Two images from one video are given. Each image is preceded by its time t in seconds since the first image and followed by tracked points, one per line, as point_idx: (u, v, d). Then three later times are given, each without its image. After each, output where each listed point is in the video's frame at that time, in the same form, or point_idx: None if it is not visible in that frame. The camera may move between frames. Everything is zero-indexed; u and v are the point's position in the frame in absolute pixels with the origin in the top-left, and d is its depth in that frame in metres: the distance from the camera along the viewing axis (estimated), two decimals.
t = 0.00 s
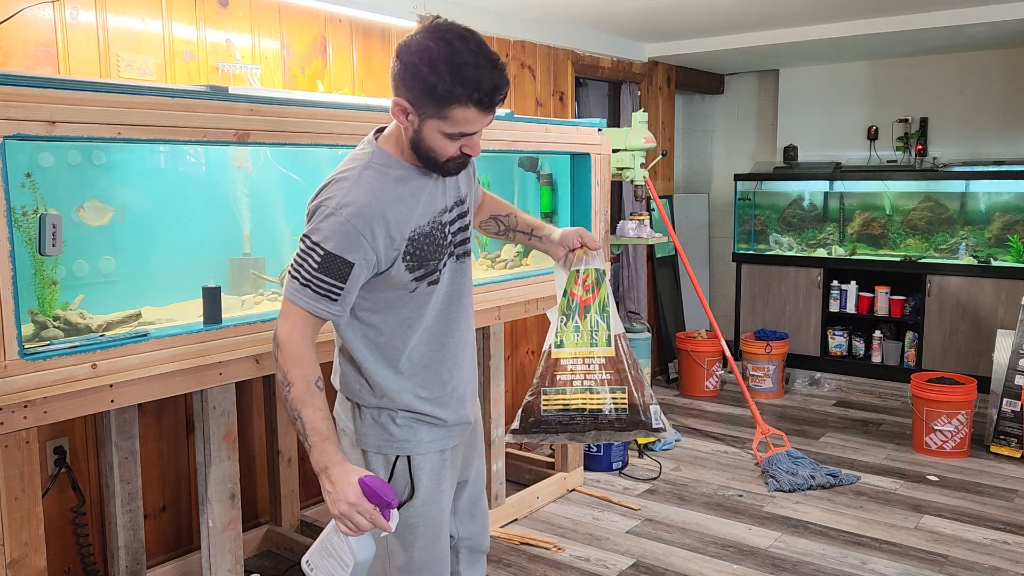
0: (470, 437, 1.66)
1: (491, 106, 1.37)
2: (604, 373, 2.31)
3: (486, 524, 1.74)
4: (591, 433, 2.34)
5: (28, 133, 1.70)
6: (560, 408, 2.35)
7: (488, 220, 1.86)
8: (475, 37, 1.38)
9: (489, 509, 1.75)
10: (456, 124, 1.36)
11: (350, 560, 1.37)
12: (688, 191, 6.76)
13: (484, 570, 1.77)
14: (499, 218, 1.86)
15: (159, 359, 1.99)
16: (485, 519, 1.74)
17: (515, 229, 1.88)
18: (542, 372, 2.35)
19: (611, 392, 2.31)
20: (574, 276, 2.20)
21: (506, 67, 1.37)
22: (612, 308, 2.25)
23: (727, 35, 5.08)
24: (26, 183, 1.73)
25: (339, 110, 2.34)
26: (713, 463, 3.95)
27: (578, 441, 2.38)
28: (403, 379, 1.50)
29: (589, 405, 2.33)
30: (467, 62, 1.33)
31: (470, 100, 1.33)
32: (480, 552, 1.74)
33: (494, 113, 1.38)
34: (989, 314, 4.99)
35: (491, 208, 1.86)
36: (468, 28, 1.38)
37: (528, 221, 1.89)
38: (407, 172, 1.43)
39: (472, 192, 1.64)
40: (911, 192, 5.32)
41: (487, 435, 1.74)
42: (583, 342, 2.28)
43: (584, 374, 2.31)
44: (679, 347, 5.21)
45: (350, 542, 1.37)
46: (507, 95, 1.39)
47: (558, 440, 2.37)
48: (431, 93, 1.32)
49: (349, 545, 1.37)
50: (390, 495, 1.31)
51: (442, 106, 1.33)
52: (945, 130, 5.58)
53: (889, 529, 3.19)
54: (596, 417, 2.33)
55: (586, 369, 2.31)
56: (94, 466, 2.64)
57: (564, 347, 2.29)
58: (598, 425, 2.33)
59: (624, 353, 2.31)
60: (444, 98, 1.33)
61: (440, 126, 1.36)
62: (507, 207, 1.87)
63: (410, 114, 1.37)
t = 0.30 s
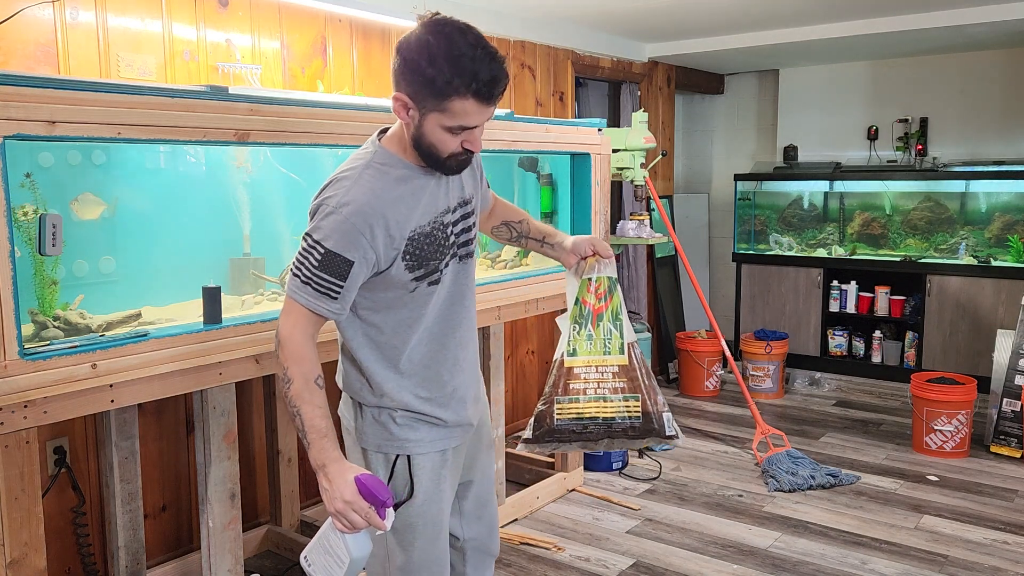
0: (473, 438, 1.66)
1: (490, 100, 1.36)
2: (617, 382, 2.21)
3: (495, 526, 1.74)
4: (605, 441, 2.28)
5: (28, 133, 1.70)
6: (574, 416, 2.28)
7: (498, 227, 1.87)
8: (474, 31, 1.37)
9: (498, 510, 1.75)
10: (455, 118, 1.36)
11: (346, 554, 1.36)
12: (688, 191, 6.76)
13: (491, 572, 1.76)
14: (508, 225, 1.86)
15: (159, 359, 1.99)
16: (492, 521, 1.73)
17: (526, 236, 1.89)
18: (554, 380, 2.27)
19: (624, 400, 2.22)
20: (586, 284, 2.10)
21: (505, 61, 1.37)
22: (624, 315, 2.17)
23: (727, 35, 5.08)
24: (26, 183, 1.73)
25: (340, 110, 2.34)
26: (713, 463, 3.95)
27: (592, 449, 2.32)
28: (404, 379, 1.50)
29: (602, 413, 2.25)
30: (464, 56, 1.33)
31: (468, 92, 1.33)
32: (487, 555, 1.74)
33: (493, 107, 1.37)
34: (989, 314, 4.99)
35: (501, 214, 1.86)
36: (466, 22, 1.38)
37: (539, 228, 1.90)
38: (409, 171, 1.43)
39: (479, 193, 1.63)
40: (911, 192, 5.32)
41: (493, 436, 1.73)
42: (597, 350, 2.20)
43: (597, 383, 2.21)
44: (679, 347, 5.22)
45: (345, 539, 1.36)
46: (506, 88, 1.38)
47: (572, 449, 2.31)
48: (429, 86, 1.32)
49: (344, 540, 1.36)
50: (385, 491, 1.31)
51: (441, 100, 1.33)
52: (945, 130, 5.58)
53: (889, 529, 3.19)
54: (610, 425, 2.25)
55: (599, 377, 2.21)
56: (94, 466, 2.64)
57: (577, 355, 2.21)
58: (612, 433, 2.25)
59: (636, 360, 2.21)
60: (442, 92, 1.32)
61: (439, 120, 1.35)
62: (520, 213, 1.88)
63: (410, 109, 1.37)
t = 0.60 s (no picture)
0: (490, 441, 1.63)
1: (496, 58, 1.36)
2: (638, 417, 1.93)
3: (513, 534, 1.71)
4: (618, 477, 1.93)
5: (28, 133, 1.70)
6: (589, 449, 1.94)
7: (523, 248, 1.83)
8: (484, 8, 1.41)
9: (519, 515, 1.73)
10: (460, 78, 1.35)
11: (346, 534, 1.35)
12: (688, 191, 6.76)
13: None
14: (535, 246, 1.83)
15: (159, 359, 2.00)
16: (510, 528, 1.70)
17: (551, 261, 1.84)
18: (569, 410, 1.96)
19: (643, 435, 1.93)
20: (610, 317, 1.93)
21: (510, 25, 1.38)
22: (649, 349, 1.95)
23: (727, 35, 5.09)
24: (25, 183, 1.73)
25: (339, 110, 2.34)
26: (713, 463, 3.95)
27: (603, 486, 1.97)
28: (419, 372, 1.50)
29: (620, 447, 1.93)
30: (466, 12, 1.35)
31: (470, 45, 1.33)
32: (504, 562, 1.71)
33: (500, 67, 1.37)
34: (989, 314, 4.99)
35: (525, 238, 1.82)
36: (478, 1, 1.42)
37: (564, 255, 1.84)
38: (431, 162, 1.44)
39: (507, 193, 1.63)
40: (911, 192, 5.32)
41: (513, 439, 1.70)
42: (617, 383, 1.93)
43: (616, 417, 1.93)
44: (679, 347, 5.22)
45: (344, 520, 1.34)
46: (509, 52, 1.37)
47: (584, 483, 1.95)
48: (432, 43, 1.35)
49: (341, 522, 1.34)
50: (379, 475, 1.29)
51: (443, 56, 1.34)
52: (945, 130, 5.58)
53: (889, 529, 3.18)
54: (627, 460, 1.92)
55: (619, 412, 1.93)
56: (94, 466, 2.64)
57: (597, 388, 1.93)
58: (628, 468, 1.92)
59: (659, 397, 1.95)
60: (444, 47, 1.34)
61: (445, 79, 1.35)
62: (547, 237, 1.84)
63: (420, 77, 1.38)
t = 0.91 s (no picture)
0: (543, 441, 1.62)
1: (535, 40, 1.46)
2: (669, 457, 2.08)
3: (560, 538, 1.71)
4: (650, 513, 2.12)
5: (28, 133, 1.71)
6: (624, 489, 2.09)
7: (565, 275, 1.90)
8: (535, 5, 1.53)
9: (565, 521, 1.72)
10: (503, 62, 1.45)
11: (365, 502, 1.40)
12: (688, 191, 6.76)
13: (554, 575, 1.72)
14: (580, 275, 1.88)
15: (159, 359, 2.01)
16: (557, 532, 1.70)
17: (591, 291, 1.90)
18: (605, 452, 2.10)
19: (675, 475, 2.09)
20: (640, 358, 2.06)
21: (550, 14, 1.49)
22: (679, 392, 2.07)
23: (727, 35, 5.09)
24: (25, 183, 1.73)
25: (340, 111, 2.38)
26: (713, 463, 3.95)
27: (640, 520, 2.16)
28: (469, 362, 1.51)
29: (653, 488, 2.09)
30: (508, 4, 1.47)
31: (511, 31, 1.45)
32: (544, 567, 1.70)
33: (539, 49, 1.46)
34: (989, 314, 4.99)
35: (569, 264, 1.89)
36: None
37: (604, 290, 1.89)
38: (483, 154, 1.51)
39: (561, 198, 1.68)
40: (911, 192, 5.32)
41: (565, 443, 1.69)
42: (650, 425, 2.08)
43: (649, 457, 2.07)
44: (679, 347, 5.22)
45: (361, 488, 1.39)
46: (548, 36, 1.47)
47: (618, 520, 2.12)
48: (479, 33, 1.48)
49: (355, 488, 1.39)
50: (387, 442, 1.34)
51: (486, 43, 1.46)
52: (945, 130, 5.58)
53: (889, 529, 3.18)
54: (660, 499, 2.10)
55: (651, 452, 2.07)
56: (94, 466, 2.64)
57: (631, 429, 2.07)
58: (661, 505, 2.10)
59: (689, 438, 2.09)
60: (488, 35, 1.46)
61: (489, 64, 1.46)
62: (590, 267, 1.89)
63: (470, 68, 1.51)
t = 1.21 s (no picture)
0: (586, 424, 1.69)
1: (594, 47, 1.52)
2: (711, 486, 2.40)
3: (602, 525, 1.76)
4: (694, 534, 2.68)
5: (28, 133, 1.71)
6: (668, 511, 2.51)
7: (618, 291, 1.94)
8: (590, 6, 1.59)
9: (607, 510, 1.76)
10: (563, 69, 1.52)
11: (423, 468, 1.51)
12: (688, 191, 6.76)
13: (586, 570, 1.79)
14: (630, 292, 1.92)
15: (159, 360, 2.01)
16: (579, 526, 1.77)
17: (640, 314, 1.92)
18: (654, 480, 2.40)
19: (712, 502, 2.48)
20: (687, 398, 2.18)
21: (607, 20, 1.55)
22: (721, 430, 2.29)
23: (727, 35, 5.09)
24: (24, 183, 1.72)
25: (340, 111, 2.39)
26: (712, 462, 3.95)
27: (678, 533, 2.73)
28: (509, 349, 1.59)
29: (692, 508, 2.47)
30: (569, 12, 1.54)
31: (572, 39, 1.51)
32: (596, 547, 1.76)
33: (597, 56, 1.53)
34: (989, 314, 4.98)
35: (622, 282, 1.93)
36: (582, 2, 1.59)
37: (654, 317, 1.91)
38: (533, 151, 1.60)
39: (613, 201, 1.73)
40: (911, 192, 5.32)
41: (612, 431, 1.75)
42: (694, 458, 2.33)
43: (692, 486, 2.37)
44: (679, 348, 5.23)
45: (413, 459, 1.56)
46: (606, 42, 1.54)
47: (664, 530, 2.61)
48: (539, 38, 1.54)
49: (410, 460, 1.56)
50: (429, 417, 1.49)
51: (547, 49, 1.53)
52: (945, 130, 5.58)
53: (889, 529, 3.18)
54: (698, 517, 2.52)
55: (694, 482, 2.36)
56: (94, 466, 2.64)
57: (676, 461, 2.33)
58: (700, 530, 2.59)
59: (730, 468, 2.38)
60: (550, 41, 1.52)
61: (549, 69, 1.53)
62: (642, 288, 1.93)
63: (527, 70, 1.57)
